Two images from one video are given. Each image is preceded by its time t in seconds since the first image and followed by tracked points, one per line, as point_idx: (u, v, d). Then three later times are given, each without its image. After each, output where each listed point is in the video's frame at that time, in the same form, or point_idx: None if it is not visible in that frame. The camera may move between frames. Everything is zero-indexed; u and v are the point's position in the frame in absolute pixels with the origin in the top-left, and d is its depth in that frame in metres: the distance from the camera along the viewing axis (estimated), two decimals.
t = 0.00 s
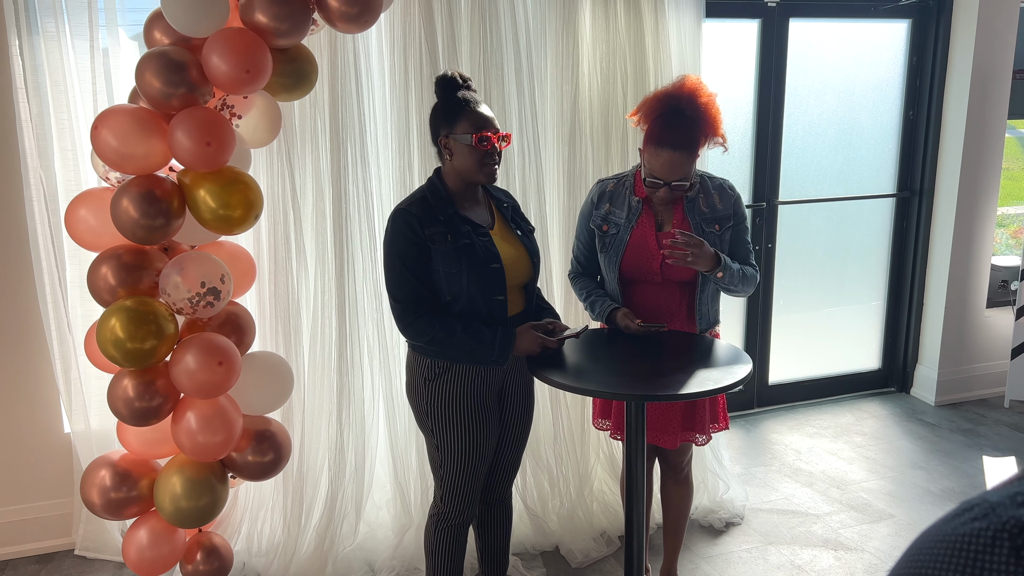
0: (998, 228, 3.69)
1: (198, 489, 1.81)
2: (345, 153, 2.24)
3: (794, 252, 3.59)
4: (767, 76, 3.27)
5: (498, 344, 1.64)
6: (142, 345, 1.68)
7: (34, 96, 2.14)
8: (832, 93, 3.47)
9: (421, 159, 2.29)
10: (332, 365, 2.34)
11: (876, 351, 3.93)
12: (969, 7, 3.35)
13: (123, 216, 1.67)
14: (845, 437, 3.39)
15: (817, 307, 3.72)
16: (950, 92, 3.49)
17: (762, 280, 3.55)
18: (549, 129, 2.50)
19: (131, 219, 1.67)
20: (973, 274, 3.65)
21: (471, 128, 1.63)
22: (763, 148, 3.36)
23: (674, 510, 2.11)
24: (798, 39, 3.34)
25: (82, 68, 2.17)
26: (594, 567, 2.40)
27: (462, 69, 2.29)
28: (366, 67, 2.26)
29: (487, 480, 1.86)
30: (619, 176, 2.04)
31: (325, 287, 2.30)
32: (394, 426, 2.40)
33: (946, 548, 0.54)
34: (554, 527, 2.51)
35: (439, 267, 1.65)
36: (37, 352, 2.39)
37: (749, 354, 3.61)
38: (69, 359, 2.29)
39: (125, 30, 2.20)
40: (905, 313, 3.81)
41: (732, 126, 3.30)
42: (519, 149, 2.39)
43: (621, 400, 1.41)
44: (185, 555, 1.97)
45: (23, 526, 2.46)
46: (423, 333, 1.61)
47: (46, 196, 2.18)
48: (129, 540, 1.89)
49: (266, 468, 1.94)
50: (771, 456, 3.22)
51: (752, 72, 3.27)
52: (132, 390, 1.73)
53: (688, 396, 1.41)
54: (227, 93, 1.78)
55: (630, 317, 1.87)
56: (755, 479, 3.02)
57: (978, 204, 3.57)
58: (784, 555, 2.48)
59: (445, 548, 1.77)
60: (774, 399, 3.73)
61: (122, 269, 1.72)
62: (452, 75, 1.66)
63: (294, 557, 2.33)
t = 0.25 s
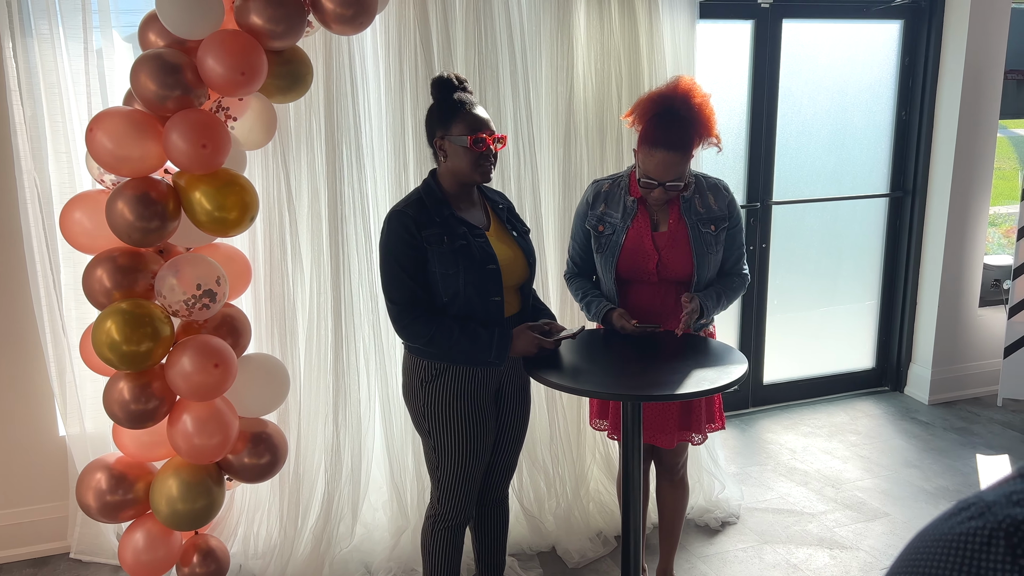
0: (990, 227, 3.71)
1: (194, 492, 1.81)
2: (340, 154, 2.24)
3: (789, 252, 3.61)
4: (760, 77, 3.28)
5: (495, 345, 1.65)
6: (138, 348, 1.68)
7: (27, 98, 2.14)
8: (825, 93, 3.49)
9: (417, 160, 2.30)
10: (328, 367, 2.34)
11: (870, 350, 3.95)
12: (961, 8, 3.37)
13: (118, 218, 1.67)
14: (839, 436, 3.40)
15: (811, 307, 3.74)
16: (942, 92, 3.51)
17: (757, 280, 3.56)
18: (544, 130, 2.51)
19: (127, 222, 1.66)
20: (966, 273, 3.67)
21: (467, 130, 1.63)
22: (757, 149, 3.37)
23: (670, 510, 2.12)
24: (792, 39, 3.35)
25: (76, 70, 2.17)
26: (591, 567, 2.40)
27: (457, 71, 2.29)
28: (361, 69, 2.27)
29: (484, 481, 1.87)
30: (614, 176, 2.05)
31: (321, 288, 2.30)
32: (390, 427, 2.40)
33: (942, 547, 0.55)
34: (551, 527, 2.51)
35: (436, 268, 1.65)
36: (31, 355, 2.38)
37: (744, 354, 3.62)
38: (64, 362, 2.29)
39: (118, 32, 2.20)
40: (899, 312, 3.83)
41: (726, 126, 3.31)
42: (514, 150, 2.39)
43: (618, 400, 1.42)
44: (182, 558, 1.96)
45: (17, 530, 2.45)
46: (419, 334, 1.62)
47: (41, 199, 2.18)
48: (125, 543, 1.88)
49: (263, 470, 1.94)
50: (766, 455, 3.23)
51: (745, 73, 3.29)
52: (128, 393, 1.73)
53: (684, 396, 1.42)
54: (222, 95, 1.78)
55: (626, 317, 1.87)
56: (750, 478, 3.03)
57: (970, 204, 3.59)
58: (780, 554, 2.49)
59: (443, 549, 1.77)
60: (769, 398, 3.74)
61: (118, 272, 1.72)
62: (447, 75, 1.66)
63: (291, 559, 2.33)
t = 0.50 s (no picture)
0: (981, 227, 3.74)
1: (189, 494, 1.81)
2: (334, 156, 2.24)
3: (781, 251, 3.62)
4: (752, 78, 3.30)
5: (490, 346, 1.65)
6: (133, 350, 1.68)
7: (19, 100, 2.13)
8: (817, 94, 3.50)
9: (411, 162, 2.30)
10: (323, 368, 2.34)
11: (863, 349, 3.97)
12: (951, 9, 3.39)
13: (112, 220, 1.67)
14: (832, 435, 3.42)
15: (804, 307, 3.76)
16: (933, 92, 3.53)
17: (750, 280, 3.58)
18: (537, 131, 2.52)
19: (120, 224, 1.66)
20: (957, 272, 3.69)
21: (461, 132, 1.64)
22: (749, 149, 3.39)
23: (665, 510, 2.13)
24: (784, 40, 3.37)
25: (69, 73, 2.16)
26: (586, 567, 2.41)
27: (451, 72, 2.29)
28: (355, 70, 2.27)
29: (479, 482, 1.87)
30: (608, 177, 2.06)
31: (316, 290, 2.30)
32: (385, 428, 2.40)
33: (930, 544, 0.56)
34: (546, 527, 2.52)
35: (431, 270, 1.66)
36: (24, 358, 2.37)
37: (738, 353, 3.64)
38: (58, 365, 2.28)
39: (111, 33, 2.19)
40: (891, 311, 3.86)
41: (719, 127, 3.33)
42: (508, 151, 2.40)
43: (612, 400, 1.43)
44: (177, 561, 1.96)
45: (11, 534, 2.44)
46: (414, 335, 1.62)
47: (33, 201, 2.17)
48: (120, 546, 1.88)
49: (258, 472, 1.94)
50: (760, 454, 3.24)
51: (737, 74, 3.30)
52: (122, 395, 1.73)
53: (678, 395, 1.43)
54: (216, 97, 1.78)
55: (620, 317, 1.88)
56: (744, 477, 3.05)
57: (961, 203, 3.61)
58: (774, 552, 2.51)
59: (438, 549, 1.78)
60: (763, 397, 3.76)
61: (111, 274, 1.72)
62: (442, 78, 1.66)
63: (286, 561, 2.33)
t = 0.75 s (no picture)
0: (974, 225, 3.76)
1: (185, 495, 1.81)
2: (329, 156, 2.24)
3: (776, 251, 3.64)
4: (746, 78, 3.31)
5: (486, 346, 1.66)
6: (128, 350, 1.68)
7: (13, 101, 2.13)
8: (811, 93, 3.52)
9: (406, 162, 2.30)
10: (319, 368, 2.34)
11: (857, 348, 3.99)
12: (943, 9, 3.41)
13: (107, 221, 1.67)
14: (827, 433, 3.44)
15: (799, 305, 3.77)
16: (926, 91, 3.55)
17: (744, 280, 3.59)
18: (532, 131, 2.52)
19: (115, 224, 1.66)
20: (950, 271, 3.71)
21: (460, 133, 1.64)
22: (743, 148, 3.40)
23: (660, 508, 2.14)
24: (777, 40, 3.38)
25: (63, 73, 2.16)
26: (582, 565, 2.42)
27: (446, 72, 2.30)
28: (349, 70, 2.27)
29: (474, 481, 1.87)
30: (603, 177, 2.07)
31: (311, 290, 2.30)
32: (381, 428, 2.41)
33: (916, 534, 0.57)
34: (542, 526, 2.53)
35: (427, 270, 1.66)
36: (17, 359, 2.36)
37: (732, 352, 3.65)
38: (52, 366, 2.27)
39: (105, 34, 2.19)
40: (885, 310, 3.87)
41: (713, 127, 3.34)
42: (503, 151, 2.41)
43: (608, 398, 1.43)
44: (172, 561, 1.96)
45: (5, 535, 2.43)
46: (410, 335, 1.62)
47: (27, 202, 2.17)
48: (115, 546, 1.88)
49: (253, 472, 1.94)
50: (755, 453, 3.26)
51: (731, 74, 3.31)
52: (118, 396, 1.72)
53: (673, 394, 1.44)
54: (211, 97, 1.78)
55: (615, 317, 1.89)
56: (739, 475, 3.06)
57: (954, 202, 3.63)
58: (769, 550, 2.52)
59: (433, 549, 1.78)
60: (757, 396, 3.77)
61: (106, 275, 1.71)
62: (441, 78, 1.67)
63: (282, 561, 2.33)
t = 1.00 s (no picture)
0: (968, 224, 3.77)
1: (181, 495, 1.81)
2: (325, 156, 2.25)
3: (771, 250, 3.65)
4: (740, 77, 3.32)
5: (483, 346, 1.66)
6: (124, 350, 1.68)
7: (7, 101, 2.12)
8: (805, 92, 3.53)
9: (402, 162, 2.30)
10: (315, 368, 2.34)
11: (851, 347, 4.01)
12: (937, 8, 3.43)
13: (102, 221, 1.67)
14: (822, 431, 3.45)
15: (794, 304, 3.79)
16: (920, 91, 3.56)
17: (740, 279, 3.60)
18: (528, 130, 2.52)
19: (110, 224, 1.66)
20: (944, 269, 3.73)
21: (461, 134, 1.65)
22: (738, 148, 3.41)
23: (656, 507, 2.14)
24: (772, 39, 3.39)
25: (58, 73, 2.16)
26: (578, 564, 2.43)
27: (442, 72, 2.30)
28: (345, 70, 2.27)
29: (470, 481, 1.88)
30: (600, 176, 2.07)
31: (307, 290, 2.30)
32: (377, 427, 2.41)
33: (905, 527, 0.58)
34: (538, 525, 2.53)
35: (426, 270, 1.66)
36: (12, 359, 2.36)
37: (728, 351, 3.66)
38: (48, 366, 2.27)
39: (100, 34, 2.18)
40: (879, 308, 3.89)
41: (708, 126, 3.35)
42: (498, 150, 2.41)
43: (604, 397, 1.44)
44: (168, 562, 1.96)
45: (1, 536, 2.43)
46: (407, 335, 1.63)
47: (22, 202, 2.16)
48: (111, 547, 1.87)
49: (249, 472, 1.94)
50: (750, 451, 3.27)
51: (726, 73, 3.32)
52: (114, 396, 1.72)
53: (670, 392, 1.44)
54: (206, 97, 1.78)
55: (611, 316, 1.89)
56: (734, 474, 3.07)
57: (948, 201, 3.65)
58: (765, 548, 2.53)
59: (430, 548, 1.78)
60: (753, 395, 3.79)
61: (102, 275, 1.71)
62: (445, 77, 1.67)
63: (279, 561, 2.33)
